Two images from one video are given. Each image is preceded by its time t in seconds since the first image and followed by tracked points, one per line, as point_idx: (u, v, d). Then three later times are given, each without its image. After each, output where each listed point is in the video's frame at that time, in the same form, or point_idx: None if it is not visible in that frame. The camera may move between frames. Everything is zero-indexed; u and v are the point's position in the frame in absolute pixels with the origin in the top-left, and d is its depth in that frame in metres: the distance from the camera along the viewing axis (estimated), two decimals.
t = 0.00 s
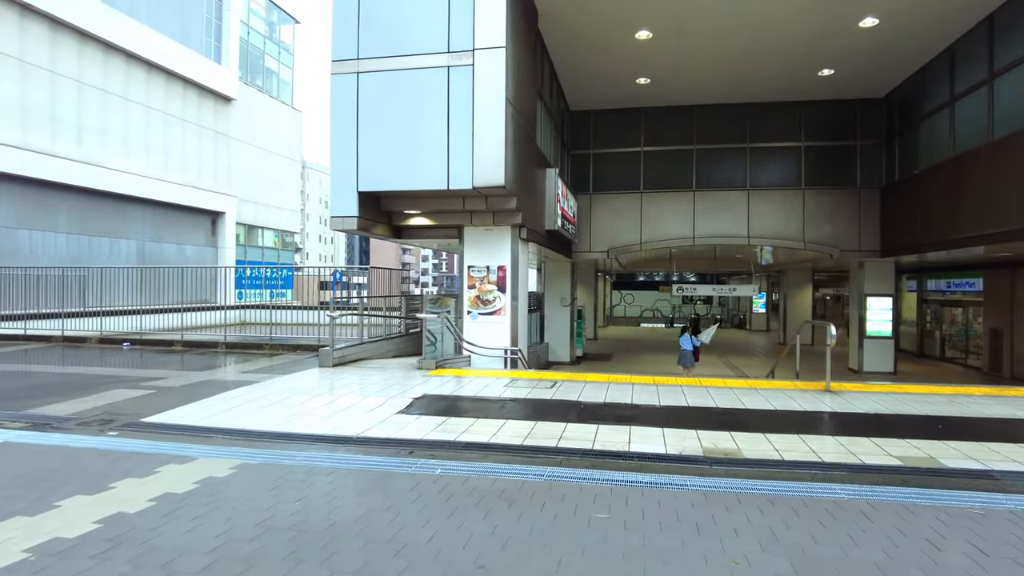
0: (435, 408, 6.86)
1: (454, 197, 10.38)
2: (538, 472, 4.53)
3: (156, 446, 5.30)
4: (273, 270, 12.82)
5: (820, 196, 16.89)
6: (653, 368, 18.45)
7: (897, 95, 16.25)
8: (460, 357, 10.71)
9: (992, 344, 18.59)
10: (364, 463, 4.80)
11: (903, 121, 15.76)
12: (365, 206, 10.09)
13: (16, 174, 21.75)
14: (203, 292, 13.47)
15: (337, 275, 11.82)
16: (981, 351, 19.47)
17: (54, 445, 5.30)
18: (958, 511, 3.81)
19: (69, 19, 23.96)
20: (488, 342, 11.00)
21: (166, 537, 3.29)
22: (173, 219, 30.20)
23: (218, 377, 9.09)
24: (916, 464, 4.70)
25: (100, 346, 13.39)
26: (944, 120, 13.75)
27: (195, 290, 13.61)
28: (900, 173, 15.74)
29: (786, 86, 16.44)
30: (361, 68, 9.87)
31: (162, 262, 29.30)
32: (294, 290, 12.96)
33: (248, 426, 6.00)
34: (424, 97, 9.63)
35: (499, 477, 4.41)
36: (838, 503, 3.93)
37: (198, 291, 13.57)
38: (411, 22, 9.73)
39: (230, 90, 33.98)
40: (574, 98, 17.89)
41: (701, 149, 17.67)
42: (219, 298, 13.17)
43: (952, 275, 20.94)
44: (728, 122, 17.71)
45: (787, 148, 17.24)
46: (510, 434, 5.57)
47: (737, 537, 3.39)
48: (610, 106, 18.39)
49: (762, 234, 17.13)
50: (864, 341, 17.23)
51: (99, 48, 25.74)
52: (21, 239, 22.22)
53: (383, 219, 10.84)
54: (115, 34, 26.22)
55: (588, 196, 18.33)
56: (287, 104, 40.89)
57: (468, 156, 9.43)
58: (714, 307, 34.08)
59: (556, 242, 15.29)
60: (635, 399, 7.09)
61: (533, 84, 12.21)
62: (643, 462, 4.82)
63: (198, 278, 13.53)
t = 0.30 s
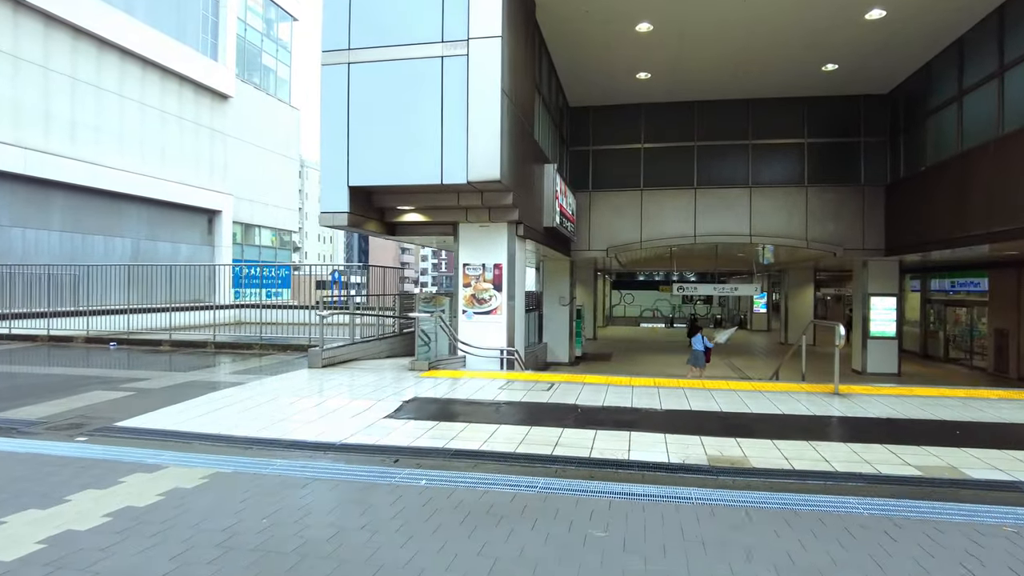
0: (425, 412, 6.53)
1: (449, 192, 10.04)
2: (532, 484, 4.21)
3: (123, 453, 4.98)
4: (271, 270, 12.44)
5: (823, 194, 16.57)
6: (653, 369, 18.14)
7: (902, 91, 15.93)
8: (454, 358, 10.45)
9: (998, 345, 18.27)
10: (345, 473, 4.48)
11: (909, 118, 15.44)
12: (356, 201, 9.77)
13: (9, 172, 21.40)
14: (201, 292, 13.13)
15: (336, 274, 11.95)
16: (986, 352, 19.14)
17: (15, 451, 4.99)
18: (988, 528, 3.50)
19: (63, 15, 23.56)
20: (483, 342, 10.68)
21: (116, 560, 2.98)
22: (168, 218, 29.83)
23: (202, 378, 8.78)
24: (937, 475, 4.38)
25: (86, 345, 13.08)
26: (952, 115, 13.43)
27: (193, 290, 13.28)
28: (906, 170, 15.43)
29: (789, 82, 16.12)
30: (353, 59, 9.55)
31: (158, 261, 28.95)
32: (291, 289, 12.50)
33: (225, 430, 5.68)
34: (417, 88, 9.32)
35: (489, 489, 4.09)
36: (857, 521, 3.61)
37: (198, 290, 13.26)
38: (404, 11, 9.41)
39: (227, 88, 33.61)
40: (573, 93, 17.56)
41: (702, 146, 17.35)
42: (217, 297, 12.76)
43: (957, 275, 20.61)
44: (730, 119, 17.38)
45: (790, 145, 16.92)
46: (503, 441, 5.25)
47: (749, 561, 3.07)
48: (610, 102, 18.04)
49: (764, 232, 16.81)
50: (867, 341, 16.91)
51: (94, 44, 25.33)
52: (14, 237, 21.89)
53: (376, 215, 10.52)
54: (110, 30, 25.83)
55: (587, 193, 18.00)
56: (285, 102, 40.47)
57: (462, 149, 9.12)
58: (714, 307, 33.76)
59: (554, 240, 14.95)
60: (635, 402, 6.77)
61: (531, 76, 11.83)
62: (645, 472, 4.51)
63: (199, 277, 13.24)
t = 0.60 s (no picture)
0: (412, 416, 6.22)
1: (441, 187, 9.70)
2: (519, 495, 3.90)
3: (83, 460, 4.66)
4: (267, 270, 12.46)
5: (826, 191, 16.27)
6: (652, 369, 17.82)
7: (906, 87, 15.61)
8: (447, 359, 10.14)
9: (1003, 345, 17.97)
10: (318, 483, 4.17)
11: (912, 113, 15.13)
12: (345, 196, 9.44)
13: None
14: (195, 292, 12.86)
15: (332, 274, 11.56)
16: (990, 352, 18.84)
17: None
18: (1015, 546, 3.19)
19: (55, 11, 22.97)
20: (477, 342, 10.38)
21: None
22: (163, 216, 29.30)
23: (184, 379, 8.47)
24: (955, 486, 4.07)
25: (71, 345, 12.76)
26: (958, 110, 13.12)
27: (186, 290, 12.99)
28: (909, 166, 15.13)
29: (790, 77, 15.81)
30: (341, 50, 9.23)
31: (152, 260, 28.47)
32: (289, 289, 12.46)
33: (197, 435, 5.37)
34: (407, 80, 9.01)
35: (472, 501, 3.78)
36: (871, 537, 3.30)
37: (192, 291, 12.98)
38: None
39: (222, 85, 32.86)
40: (570, 89, 17.24)
41: (702, 143, 17.04)
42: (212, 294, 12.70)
43: (960, 274, 20.28)
44: (730, 115, 17.08)
45: (791, 142, 16.62)
46: (491, 447, 4.94)
47: None
48: (609, 97, 17.68)
49: (765, 230, 16.52)
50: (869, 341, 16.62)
51: (87, 40, 24.72)
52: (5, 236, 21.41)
53: (365, 211, 10.21)
54: (103, 26, 25.23)
55: (585, 190, 17.71)
56: (281, 100, 39.74)
57: (453, 142, 8.80)
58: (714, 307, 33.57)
59: (551, 238, 14.60)
60: (632, 405, 6.47)
61: (526, 69, 11.51)
62: (642, 481, 4.20)
63: (194, 278, 12.97)
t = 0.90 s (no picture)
0: (397, 424, 5.89)
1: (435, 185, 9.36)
2: (506, 518, 3.59)
3: (38, 475, 4.34)
4: (265, 270, 12.09)
5: (828, 189, 15.96)
6: (652, 371, 17.48)
7: (910, 82, 15.28)
8: (440, 362, 9.81)
9: (1009, 346, 17.63)
10: (288, 502, 3.86)
11: (917, 109, 14.82)
12: (333, 194, 9.13)
13: None
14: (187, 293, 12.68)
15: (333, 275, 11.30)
16: (996, 353, 18.50)
17: None
18: None
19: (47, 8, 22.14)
20: (470, 345, 10.07)
21: None
22: (158, 216, 28.58)
23: (164, 384, 8.13)
24: (980, 506, 3.74)
25: (54, 349, 12.39)
26: (965, 105, 12.80)
27: (175, 292, 12.67)
28: (914, 164, 14.81)
29: (792, 73, 15.49)
30: (329, 43, 8.93)
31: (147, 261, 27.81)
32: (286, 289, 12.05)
33: (165, 447, 5.05)
34: (396, 74, 8.70)
35: (452, 525, 3.47)
36: (890, 567, 2.99)
37: (179, 293, 12.65)
38: None
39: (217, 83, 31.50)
40: (568, 86, 16.92)
41: (703, 140, 16.72)
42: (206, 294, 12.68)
43: (965, 273, 19.95)
44: (731, 112, 16.74)
45: (793, 139, 16.31)
46: (478, 461, 4.62)
47: None
48: (609, 94, 17.31)
49: (767, 229, 16.23)
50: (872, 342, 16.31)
51: (79, 39, 23.92)
52: None
53: (355, 210, 9.88)
54: (96, 24, 24.43)
55: (583, 189, 17.41)
56: (280, 99, 38.43)
57: (444, 137, 8.49)
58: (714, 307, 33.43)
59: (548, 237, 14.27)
60: (630, 412, 6.15)
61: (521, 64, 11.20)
62: (639, 500, 3.89)
63: (180, 278, 12.66)
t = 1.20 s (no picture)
0: (384, 427, 5.60)
1: (429, 179, 9.07)
2: (493, 532, 3.31)
3: None
4: (266, 270, 12.02)
5: (834, 186, 15.64)
6: (656, 371, 17.10)
7: (918, 76, 14.93)
8: (435, 362, 9.51)
9: (1019, 347, 17.26)
10: (260, 512, 3.59)
11: (926, 104, 14.48)
12: (324, 189, 8.85)
13: None
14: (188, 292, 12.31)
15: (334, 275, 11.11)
16: (1005, 354, 18.14)
17: None
18: None
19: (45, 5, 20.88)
20: (467, 346, 9.76)
21: None
22: (158, 216, 27.25)
23: (147, 386, 7.80)
24: (1011, 519, 3.44)
25: (43, 349, 12.17)
26: (976, 99, 12.45)
27: (171, 292, 12.39)
28: (922, 160, 14.48)
29: (798, 67, 15.15)
30: (320, 33, 8.66)
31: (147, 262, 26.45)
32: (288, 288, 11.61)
33: (135, 453, 4.75)
34: (387, 65, 8.42)
35: (434, 541, 3.19)
36: None
37: (180, 293, 12.38)
38: None
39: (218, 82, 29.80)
40: (569, 81, 16.60)
41: (706, 137, 16.39)
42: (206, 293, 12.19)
43: (973, 272, 19.60)
44: (735, 107, 16.41)
45: (798, 135, 15.98)
46: (468, 467, 4.34)
47: None
48: (610, 89, 17.01)
49: (772, 228, 15.90)
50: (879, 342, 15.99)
51: (77, 37, 22.47)
52: None
53: (349, 206, 9.58)
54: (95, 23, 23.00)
55: (585, 186, 17.09)
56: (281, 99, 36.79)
57: (439, 130, 8.20)
58: (716, 308, 33.39)
59: (548, 236, 13.95)
60: (629, 415, 5.86)
61: (519, 57, 10.90)
62: (638, 512, 3.59)
63: (187, 277, 12.44)
